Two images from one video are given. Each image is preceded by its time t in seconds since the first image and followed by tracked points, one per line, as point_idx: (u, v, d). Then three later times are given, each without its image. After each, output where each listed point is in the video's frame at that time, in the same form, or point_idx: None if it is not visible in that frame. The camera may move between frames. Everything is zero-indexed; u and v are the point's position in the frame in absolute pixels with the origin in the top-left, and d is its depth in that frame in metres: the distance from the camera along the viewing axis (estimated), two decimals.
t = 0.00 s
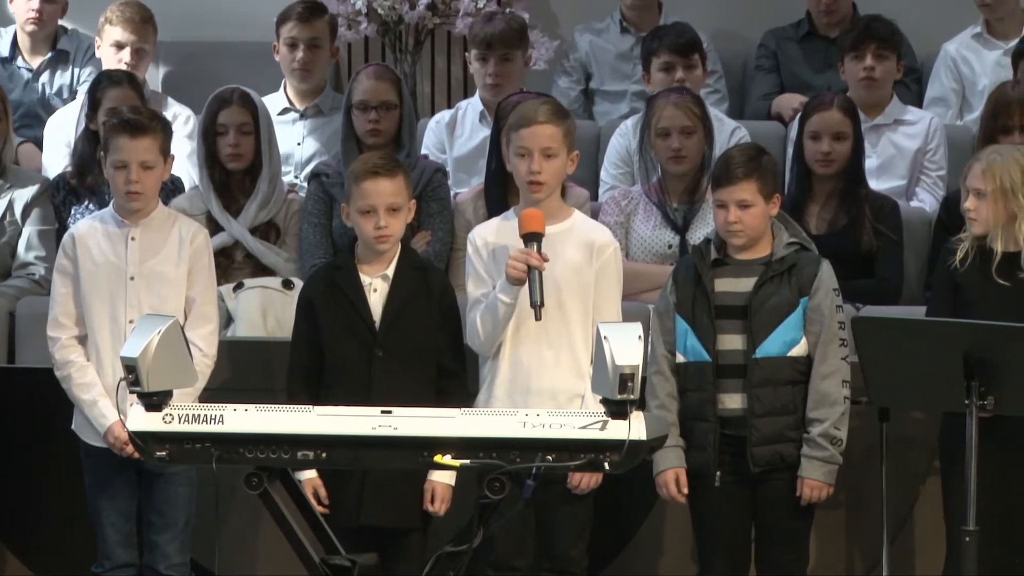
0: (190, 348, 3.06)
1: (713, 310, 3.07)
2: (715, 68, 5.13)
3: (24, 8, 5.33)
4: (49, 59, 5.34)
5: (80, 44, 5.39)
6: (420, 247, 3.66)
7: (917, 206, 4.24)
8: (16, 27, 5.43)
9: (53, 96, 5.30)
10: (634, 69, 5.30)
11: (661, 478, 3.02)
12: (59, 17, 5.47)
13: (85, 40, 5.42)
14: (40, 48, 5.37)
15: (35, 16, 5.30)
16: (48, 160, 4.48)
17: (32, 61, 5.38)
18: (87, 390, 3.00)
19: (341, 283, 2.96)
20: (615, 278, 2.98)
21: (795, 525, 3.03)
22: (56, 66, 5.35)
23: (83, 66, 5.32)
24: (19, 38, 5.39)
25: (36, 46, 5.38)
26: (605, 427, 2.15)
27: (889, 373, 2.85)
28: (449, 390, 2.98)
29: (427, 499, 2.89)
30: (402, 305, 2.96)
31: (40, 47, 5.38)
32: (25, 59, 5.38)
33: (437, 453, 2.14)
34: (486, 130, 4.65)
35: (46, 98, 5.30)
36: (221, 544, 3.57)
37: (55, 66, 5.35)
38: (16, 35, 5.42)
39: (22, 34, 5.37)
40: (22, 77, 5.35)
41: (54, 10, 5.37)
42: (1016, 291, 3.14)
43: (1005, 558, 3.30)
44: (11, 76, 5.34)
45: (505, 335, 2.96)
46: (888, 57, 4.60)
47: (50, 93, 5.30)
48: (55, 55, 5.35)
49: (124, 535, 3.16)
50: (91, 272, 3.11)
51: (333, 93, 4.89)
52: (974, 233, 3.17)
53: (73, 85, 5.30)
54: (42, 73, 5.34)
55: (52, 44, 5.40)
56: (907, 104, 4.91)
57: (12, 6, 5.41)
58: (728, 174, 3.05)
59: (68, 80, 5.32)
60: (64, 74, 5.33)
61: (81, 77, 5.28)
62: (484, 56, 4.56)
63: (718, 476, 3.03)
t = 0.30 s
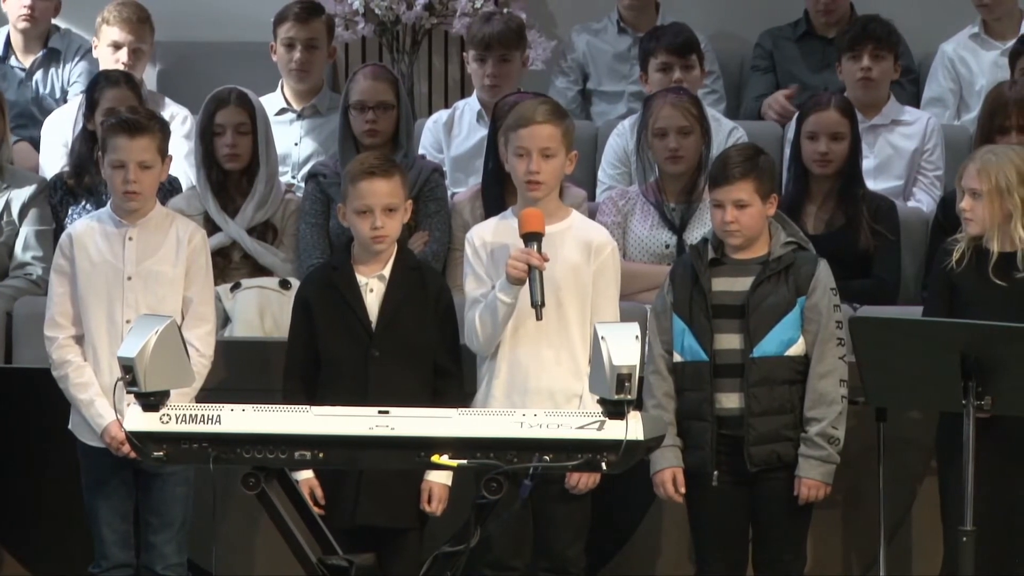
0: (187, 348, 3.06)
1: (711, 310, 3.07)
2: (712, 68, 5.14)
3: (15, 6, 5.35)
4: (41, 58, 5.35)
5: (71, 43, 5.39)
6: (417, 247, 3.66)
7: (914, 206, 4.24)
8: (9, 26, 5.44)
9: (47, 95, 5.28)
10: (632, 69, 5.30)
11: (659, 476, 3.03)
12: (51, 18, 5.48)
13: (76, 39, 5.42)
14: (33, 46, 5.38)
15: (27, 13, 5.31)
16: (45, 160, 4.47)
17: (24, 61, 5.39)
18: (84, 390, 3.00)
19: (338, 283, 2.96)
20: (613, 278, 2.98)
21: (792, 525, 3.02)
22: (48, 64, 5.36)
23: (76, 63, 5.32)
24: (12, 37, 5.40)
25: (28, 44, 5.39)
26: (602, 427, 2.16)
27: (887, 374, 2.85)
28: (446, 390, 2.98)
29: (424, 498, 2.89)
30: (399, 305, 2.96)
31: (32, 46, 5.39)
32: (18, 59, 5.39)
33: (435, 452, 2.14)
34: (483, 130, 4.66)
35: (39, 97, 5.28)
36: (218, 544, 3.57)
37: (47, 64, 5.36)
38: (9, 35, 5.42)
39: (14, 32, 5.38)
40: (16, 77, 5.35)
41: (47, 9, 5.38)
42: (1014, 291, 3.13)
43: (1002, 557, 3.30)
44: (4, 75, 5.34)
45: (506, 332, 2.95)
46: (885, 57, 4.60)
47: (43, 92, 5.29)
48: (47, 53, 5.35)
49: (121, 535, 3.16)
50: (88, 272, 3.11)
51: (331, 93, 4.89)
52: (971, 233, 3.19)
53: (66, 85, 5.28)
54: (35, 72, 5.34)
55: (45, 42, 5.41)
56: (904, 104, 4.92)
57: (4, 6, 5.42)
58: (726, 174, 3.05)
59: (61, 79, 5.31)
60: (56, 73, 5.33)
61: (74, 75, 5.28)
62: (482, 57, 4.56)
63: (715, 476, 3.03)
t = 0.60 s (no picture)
0: (184, 348, 3.06)
1: (708, 310, 3.07)
2: (710, 68, 5.13)
3: (11, 5, 5.35)
4: (35, 58, 5.33)
5: (65, 43, 5.37)
6: (414, 247, 3.66)
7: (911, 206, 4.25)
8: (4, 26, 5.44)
9: (42, 95, 5.29)
10: (629, 69, 5.30)
11: (656, 477, 3.03)
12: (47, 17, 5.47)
13: (71, 39, 5.39)
14: (27, 46, 5.38)
15: (21, 11, 5.32)
16: (42, 160, 4.47)
17: (20, 61, 5.39)
18: (81, 390, 3.00)
19: (336, 284, 2.96)
20: (610, 278, 2.99)
21: (789, 525, 3.02)
22: (43, 63, 5.34)
23: (71, 62, 5.31)
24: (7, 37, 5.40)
25: (24, 44, 5.38)
26: (599, 427, 2.16)
27: (884, 374, 2.86)
28: (443, 390, 2.97)
29: (421, 499, 2.90)
30: (397, 306, 2.96)
31: (27, 46, 5.39)
32: (14, 58, 5.40)
33: (432, 452, 2.14)
34: (480, 130, 4.65)
35: (34, 97, 5.30)
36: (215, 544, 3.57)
37: (42, 63, 5.34)
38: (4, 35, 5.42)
39: (10, 31, 5.38)
40: (11, 76, 5.35)
41: (41, 8, 5.37)
42: (1011, 292, 3.13)
43: (999, 557, 3.30)
44: None
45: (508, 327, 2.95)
46: (882, 58, 4.60)
47: (39, 92, 5.30)
48: (41, 53, 5.34)
49: (118, 535, 3.16)
50: (85, 272, 3.11)
51: (328, 93, 4.89)
52: (967, 233, 3.20)
53: (61, 85, 5.28)
54: (31, 72, 5.34)
55: (40, 41, 5.40)
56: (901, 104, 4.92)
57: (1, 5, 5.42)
58: (723, 174, 3.05)
59: (56, 79, 5.30)
60: (51, 73, 5.31)
61: (68, 75, 5.27)
62: (479, 57, 4.56)
63: (713, 477, 3.03)
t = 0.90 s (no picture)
0: (180, 348, 3.05)
1: (705, 311, 3.07)
2: (707, 69, 5.13)
3: (8, 5, 5.35)
4: (32, 58, 5.33)
5: (62, 43, 5.37)
6: (412, 247, 3.66)
7: (908, 206, 4.25)
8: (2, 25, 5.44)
9: (38, 94, 5.30)
10: (627, 70, 5.30)
11: (653, 478, 3.02)
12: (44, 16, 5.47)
13: (68, 39, 5.39)
14: (24, 46, 5.38)
15: (18, 12, 5.31)
16: (39, 160, 4.47)
17: (16, 61, 5.39)
18: (78, 390, 3.00)
19: (334, 284, 2.95)
20: (609, 278, 2.98)
21: (787, 525, 3.03)
22: (40, 63, 5.34)
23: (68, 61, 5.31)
24: (4, 36, 5.40)
25: (20, 44, 5.37)
26: (596, 427, 2.16)
27: (882, 374, 2.85)
28: (440, 391, 2.98)
29: (419, 498, 2.91)
30: (394, 306, 2.96)
31: (24, 46, 5.38)
32: (11, 58, 5.39)
33: (429, 453, 2.14)
34: (478, 130, 4.65)
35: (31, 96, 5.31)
36: (213, 543, 3.57)
37: (39, 63, 5.34)
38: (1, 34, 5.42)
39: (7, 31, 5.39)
40: (8, 76, 5.35)
41: (38, 8, 5.37)
42: (1008, 292, 3.14)
43: (997, 558, 3.30)
44: None
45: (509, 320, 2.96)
46: (879, 58, 4.59)
47: (35, 91, 5.31)
48: (38, 53, 5.34)
49: (115, 535, 3.16)
50: (81, 272, 3.11)
51: (325, 93, 4.89)
52: (965, 234, 3.20)
53: (57, 84, 5.28)
54: (27, 71, 5.34)
55: (37, 41, 5.39)
56: (898, 104, 4.92)
57: None
58: (721, 175, 3.05)
59: (52, 79, 5.30)
60: (48, 72, 5.31)
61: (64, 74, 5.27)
62: (476, 57, 4.56)
63: (710, 477, 3.03)
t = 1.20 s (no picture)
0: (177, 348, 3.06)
1: (703, 311, 3.07)
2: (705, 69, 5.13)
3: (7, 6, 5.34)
4: (31, 58, 5.33)
5: (61, 43, 5.37)
6: (409, 247, 3.66)
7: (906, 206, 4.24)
8: None
9: (36, 94, 5.29)
10: (624, 70, 5.30)
11: (649, 479, 3.02)
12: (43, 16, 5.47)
13: (67, 39, 5.39)
14: (23, 46, 5.38)
15: (18, 13, 5.31)
16: (37, 160, 4.47)
17: (15, 61, 5.39)
18: (75, 390, 3.00)
19: (332, 284, 2.95)
20: (608, 278, 2.98)
21: (784, 525, 3.03)
22: (39, 63, 5.34)
23: (67, 62, 5.31)
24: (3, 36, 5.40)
25: (19, 44, 5.38)
26: (594, 427, 2.16)
27: (879, 373, 2.85)
28: (438, 391, 2.98)
29: (416, 499, 2.90)
30: (392, 307, 2.96)
31: (23, 46, 5.38)
32: (9, 58, 5.39)
33: (426, 453, 2.14)
34: (475, 130, 4.66)
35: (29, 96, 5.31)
36: (210, 543, 3.57)
37: (37, 63, 5.34)
38: None
39: (6, 31, 5.39)
40: (6, 76, 5.35)
41: (38, 8, 5.37)
42: (1005, 291, 3.14)
43: (994, 558, 3.30)
44: None
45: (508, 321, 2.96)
46: (876, 58, 4.60)
47: (33, 91, 5.30)
48: (37, 53, 5.34)
49: (112, 535, 3.15)
50: (78, 272, 3.11)
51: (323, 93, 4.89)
52: (962, 234, 3.19)
53: (55, 84, 5.28)
54: (26, 71, 5.33)
55: (36, 41, 5.39)
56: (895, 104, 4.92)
57: None
58: (718, 175, 3.04)
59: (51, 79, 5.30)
60: (47, 72, 5.31)
61: (64, 75, 5.27)
62: (473, 57, 4.56)
63: (707, 477, 3.03)
